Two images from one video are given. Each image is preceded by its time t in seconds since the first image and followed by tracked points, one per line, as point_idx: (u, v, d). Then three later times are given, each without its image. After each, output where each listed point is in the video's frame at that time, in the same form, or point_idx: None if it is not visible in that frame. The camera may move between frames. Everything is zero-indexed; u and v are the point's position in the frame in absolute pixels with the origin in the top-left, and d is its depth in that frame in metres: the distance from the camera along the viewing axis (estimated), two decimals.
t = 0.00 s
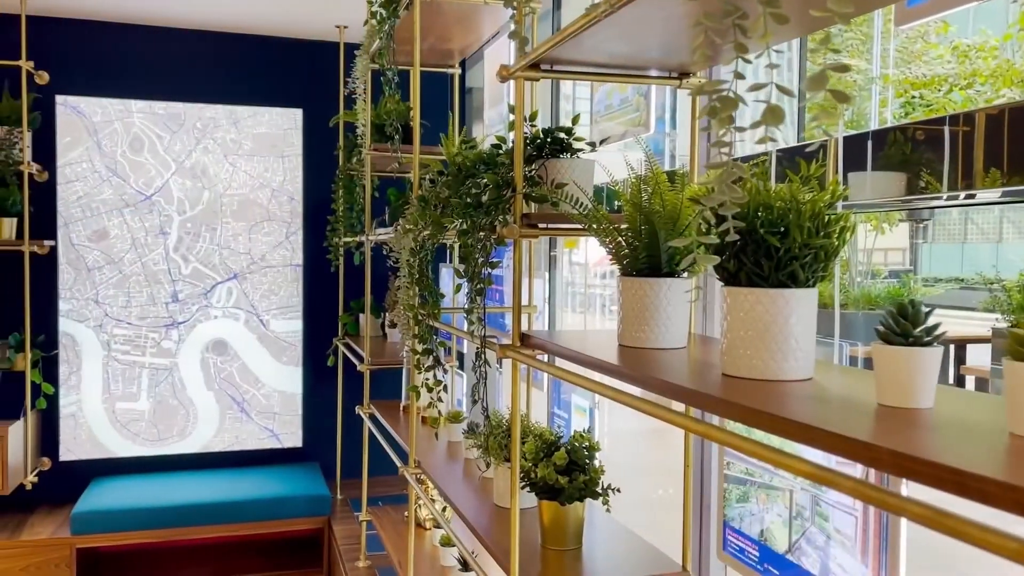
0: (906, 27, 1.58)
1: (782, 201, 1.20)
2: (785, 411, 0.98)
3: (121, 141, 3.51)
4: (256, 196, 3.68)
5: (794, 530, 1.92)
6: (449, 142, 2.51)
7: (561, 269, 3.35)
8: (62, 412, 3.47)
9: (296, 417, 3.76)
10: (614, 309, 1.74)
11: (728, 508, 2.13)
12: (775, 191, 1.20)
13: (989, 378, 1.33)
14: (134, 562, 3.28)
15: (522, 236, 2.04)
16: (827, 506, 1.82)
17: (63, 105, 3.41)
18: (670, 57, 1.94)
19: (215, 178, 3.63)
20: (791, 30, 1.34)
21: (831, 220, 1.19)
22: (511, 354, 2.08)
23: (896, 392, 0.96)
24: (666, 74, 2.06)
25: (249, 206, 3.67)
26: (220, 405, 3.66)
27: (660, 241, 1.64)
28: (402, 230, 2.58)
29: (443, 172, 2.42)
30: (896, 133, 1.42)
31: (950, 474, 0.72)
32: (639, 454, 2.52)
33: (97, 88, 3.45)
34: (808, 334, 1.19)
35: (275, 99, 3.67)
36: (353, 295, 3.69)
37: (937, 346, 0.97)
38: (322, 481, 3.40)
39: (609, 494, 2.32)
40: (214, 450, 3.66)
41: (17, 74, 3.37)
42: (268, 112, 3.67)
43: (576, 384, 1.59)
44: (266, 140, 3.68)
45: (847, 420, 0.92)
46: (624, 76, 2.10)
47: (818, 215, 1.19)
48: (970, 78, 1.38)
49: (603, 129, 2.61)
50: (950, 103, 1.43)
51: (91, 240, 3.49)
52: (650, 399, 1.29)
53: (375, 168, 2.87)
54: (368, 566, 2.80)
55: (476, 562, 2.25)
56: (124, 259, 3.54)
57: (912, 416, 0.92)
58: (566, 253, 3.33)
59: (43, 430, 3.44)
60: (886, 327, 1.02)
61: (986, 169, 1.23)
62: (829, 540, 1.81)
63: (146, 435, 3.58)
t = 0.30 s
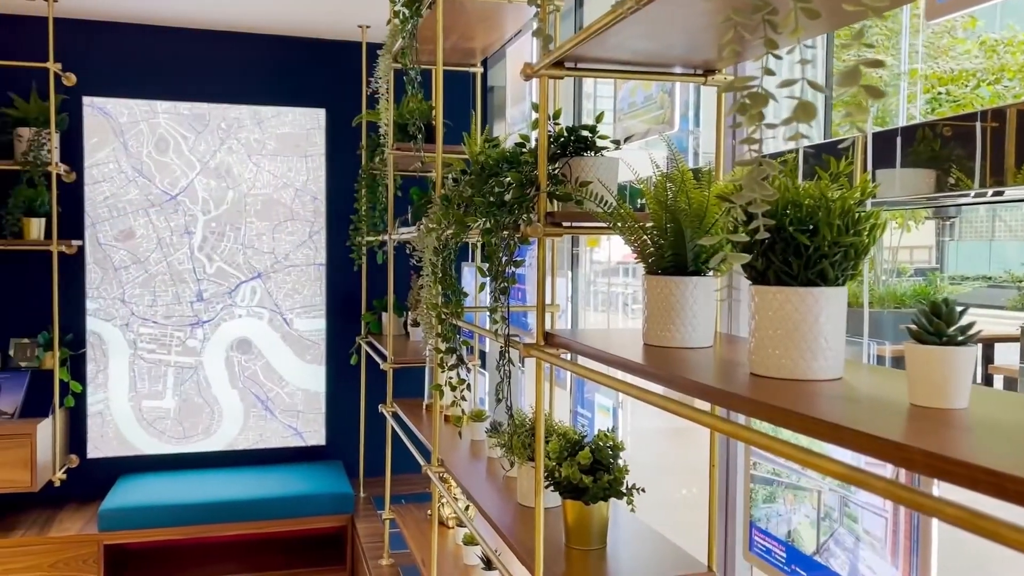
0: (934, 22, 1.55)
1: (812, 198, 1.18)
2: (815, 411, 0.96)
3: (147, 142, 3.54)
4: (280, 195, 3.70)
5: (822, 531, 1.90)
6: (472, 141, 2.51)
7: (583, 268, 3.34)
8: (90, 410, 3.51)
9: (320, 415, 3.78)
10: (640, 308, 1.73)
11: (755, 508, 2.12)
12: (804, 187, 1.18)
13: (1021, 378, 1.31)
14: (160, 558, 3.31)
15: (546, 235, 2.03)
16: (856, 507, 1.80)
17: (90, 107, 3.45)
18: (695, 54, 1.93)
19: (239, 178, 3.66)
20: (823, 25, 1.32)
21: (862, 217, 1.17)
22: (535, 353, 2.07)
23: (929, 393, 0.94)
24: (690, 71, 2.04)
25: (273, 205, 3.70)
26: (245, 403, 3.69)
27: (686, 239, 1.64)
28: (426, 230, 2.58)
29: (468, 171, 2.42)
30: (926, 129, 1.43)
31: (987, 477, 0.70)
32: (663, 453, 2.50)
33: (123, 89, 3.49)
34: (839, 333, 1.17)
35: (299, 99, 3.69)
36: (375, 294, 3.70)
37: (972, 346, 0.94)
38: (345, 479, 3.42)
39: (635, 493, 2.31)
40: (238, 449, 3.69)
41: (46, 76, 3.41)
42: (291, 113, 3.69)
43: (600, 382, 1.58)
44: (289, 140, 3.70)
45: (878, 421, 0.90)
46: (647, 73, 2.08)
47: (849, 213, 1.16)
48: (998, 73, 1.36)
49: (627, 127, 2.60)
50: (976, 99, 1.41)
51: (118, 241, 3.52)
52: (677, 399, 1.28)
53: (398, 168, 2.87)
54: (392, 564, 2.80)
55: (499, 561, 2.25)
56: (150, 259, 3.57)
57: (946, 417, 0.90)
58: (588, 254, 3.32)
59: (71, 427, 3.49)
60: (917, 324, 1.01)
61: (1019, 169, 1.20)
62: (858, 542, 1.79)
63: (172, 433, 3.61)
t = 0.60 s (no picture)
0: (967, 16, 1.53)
1: (846, 194, 1.15)
2: (850, 411, 0.95)
3: (177, 142, 3.58)
4: (307, 195, 3.72)
5: (855, 532, 1.88)
6: (499, 139, 2.51)
7: (609, 266, 3.32)
8: (122, 407, 3.56)
9: (347, 413, 3.80)
10: (670, 308, 1.71)
11: (786, 508, 2.10)
12: (838, 184, 1.15)
13: None
14: (190, 554, 3.34)
15: (573, 233, 2.01)
16: (890, 508, 1.78)
17: (121, 109, 3.50)
18: (724, 50, 1.91)
19: (267, 178, 3.69)
20: (861, 20, 1.31)
21: (898, 215, 1.14)
22: (563, 352, 2.06)
23: (967, 393, 0.92)
24: (719, 67, 2.02)
25: (300, 205, 3.72)
26: (273, 402, 3.72)
27: (717, 237, 1.62)
28: (453, 228, 2.58)
29: (494, 170, 2.42)
30: (959, 124, 1.40)
31: None
32: (691, 452, 2.49)
33: (153, 91, 3.53)
34: (873, 333, 1.15)
35: (326, 99, 3.71)
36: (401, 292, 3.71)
37: (1013, 344, 0.92)
38: (372, 477, 3.43)
39: (663, 493, 2.30)
40: (266, 447, 3.72)
41: (78, 78, 3.46)
42: (317, 112, 3.71)
43: (629, 382, 1.57)
44: (316, 140, 3.72)
45: (914, 421, 0.89)
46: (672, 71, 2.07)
47: (884, 210, 1.13)
48: None
49: (654, 125, 2.58)
50: (1009, 94, 1.39)
51: (149, 240, 3.56)
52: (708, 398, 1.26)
53: (425, 167, 2.88)
54: (419, 562, 2.81)
55: (527, 560, 2.24)
56: (180, 259, 3.61)
57: (985, 417, 0.88)
58: (614, 252, 3.31)
59: (103, 424, 3.54)
60: (954, 322, 0.99)
61: None
62: (892, 543, 1.77)
63: (202, 430, 3.65)
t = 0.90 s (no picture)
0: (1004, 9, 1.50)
1: (884, 191, 1.12)
2: (889, 411, 0.93)
3: (209, 143, 3.62)
4: (336, 194, 3.75)
5: (891, 534, 1.85)
6: (527, 137, 2.51)
7: (637, 265, 3.31)
8: (155, 404, 3.61)
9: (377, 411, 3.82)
10: (702, 306, 1.69)
11: (820, 509, 2.08)
12: (875, 181, 1.12)
13: None
14: (223, 550, 3.38)
15: (604, 231, 2.00)
16: (927, 510, 1.75)
17: (154, 110, 3.54)
18: (757, 46, 1.89)
19: (297, 177, 3.72)
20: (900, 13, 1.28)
21: (937, 212, 1.11)
22: (594, 351, 2.04)
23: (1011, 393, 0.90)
24: (751, 64, 2.00)
25: (329, 204, 3.75)
26: (303, 400, 3.75)
27: (751, 235, 1.59)
28: (482, 227, 2.58)
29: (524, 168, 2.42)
30: (998, 120, 1.41)
31: None
32: (722, 452, 2.47)
33: (186, 92, 3.58)
34: (912, 331, 1.12)
35: (355, 99, 3.74)
36: (429, 291, 3.72)
37: None
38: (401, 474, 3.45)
39: (694, 493, 2.29)
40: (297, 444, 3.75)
41: (112, 80, 3.51)
42: (346, 112, 3.73)
43: (660, 380, 1.56)
44: (345, 139, 3.74)
45: (955, 421, 0.87)
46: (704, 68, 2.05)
47: (923, 207, 1.11)
48: None
49: (684, 122, 2.57)
50: None
51: (181, 240, 3.61)
52: (741, 398, 1.24)
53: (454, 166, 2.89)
54: (447, 560, 2.81)
55: (556, 558, 2.24)
56: (212, 258, 3.65)
57: None
58: (642, 251, 3.29)
59: (137, 420, 3.59)
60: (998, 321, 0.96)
61: None
62: (930, 545, 1.74)
63: (234, 427, 3.69)
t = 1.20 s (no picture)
0: None
1: (926, 188, 1.09)
2: (933, 411, 0.91)
3: (242, 144, 3.66)
4: (367, 194, 3.77)
5: (932, 537, 1.82)
6: (559, 136, 2.50)
7: (668, 264, 3.29)
8: (191, 402, 3.66)
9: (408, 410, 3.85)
10: (737, 306, 1.66)
11: (857, 511, 2.06)
12: (916, 176, 1.10)
13: None
14: (256, 546, 3.42)
15: (638, 230, 1.99)
16: (969, 512, 1.72)
17: (189, 112, 3.59)
18: (792, 43, 1.87)
19: (328, 177, 3.75)
20: (941, 6, 1.23)
21: (980, 209, 1.08)
22: (627, 350, 2.03)
23: None
24: (787, 60, 1.97)
25: (361, 203, 3.77)
26: (336, 398, 3.78)
27: (787, 233, 1.54)
28: (512, 226, 2.57)
29: (555, 168, 2.42)
30: None
31: None
32: (757, 453, 2.45)
33: (220, 94, 3.62)
34: (955, 331, 1.10)
35: (385, 99, 3.76)
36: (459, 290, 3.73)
37: None
38: (433, 473, 3.46)
39: (728, 493, 2.27)
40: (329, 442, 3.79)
41: (148, 83, 3.57)
42: (377, 113, 3.76)
43: (693, 378, 1.54)
44: (376, 139, 3.76)
45: (1002, 421, 0.85)
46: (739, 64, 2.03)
47: (965, 203, 1.08)
48: None
49: (717, 120, 2.55)
50: None
51: (216, 239, 3.65)
52: (779, 398, 1.22)
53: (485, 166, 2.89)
54: (478, 559, 2.82)
55: (588, 558, 2.22)
56: (245, 258, 3.69)
57: None
58: (673, 251, 3.27)
59: (173, 418, 3.65)
60: None
61: None
62: (972, 549, 1.70)
63: (269, 425, 3.73)
